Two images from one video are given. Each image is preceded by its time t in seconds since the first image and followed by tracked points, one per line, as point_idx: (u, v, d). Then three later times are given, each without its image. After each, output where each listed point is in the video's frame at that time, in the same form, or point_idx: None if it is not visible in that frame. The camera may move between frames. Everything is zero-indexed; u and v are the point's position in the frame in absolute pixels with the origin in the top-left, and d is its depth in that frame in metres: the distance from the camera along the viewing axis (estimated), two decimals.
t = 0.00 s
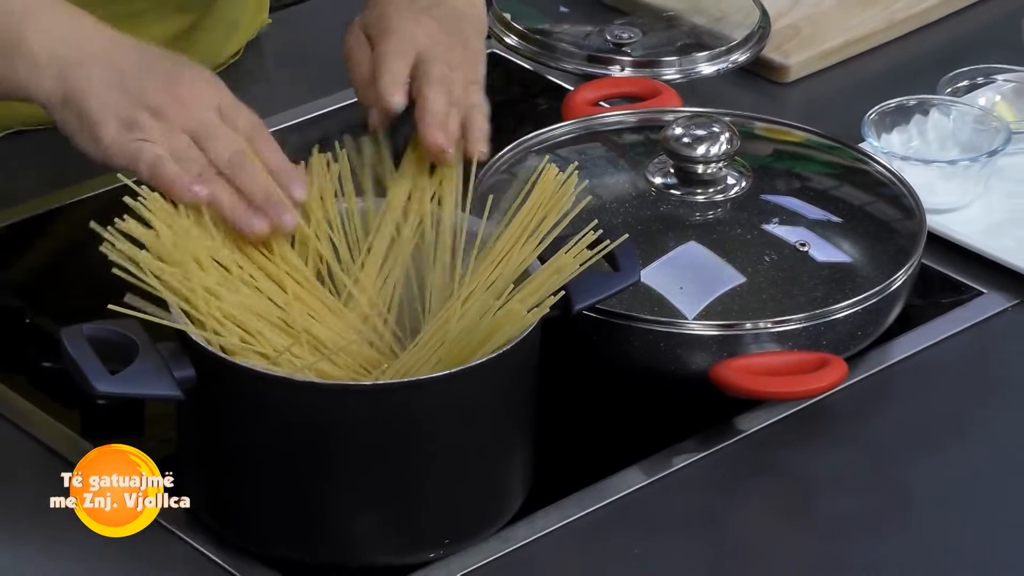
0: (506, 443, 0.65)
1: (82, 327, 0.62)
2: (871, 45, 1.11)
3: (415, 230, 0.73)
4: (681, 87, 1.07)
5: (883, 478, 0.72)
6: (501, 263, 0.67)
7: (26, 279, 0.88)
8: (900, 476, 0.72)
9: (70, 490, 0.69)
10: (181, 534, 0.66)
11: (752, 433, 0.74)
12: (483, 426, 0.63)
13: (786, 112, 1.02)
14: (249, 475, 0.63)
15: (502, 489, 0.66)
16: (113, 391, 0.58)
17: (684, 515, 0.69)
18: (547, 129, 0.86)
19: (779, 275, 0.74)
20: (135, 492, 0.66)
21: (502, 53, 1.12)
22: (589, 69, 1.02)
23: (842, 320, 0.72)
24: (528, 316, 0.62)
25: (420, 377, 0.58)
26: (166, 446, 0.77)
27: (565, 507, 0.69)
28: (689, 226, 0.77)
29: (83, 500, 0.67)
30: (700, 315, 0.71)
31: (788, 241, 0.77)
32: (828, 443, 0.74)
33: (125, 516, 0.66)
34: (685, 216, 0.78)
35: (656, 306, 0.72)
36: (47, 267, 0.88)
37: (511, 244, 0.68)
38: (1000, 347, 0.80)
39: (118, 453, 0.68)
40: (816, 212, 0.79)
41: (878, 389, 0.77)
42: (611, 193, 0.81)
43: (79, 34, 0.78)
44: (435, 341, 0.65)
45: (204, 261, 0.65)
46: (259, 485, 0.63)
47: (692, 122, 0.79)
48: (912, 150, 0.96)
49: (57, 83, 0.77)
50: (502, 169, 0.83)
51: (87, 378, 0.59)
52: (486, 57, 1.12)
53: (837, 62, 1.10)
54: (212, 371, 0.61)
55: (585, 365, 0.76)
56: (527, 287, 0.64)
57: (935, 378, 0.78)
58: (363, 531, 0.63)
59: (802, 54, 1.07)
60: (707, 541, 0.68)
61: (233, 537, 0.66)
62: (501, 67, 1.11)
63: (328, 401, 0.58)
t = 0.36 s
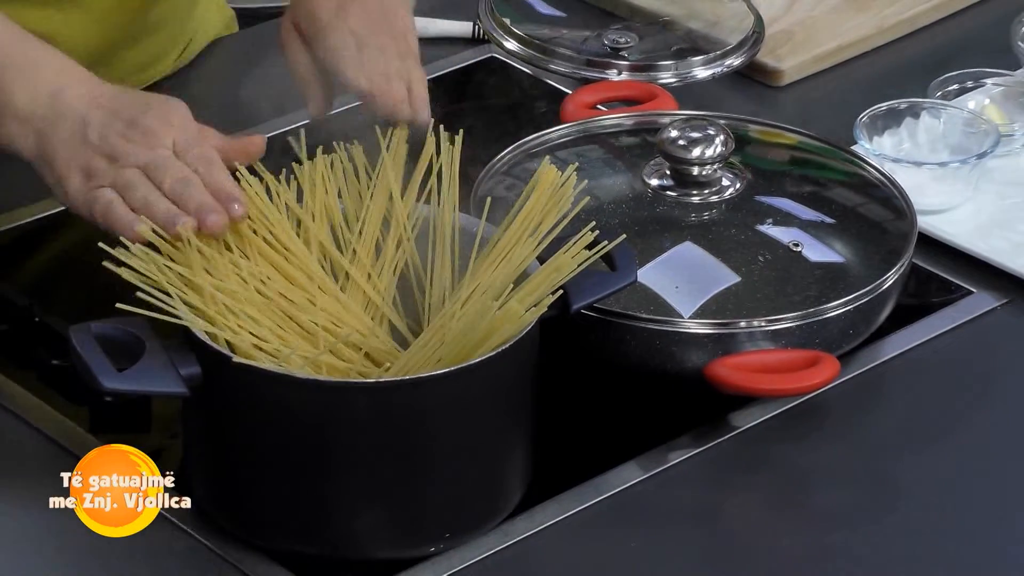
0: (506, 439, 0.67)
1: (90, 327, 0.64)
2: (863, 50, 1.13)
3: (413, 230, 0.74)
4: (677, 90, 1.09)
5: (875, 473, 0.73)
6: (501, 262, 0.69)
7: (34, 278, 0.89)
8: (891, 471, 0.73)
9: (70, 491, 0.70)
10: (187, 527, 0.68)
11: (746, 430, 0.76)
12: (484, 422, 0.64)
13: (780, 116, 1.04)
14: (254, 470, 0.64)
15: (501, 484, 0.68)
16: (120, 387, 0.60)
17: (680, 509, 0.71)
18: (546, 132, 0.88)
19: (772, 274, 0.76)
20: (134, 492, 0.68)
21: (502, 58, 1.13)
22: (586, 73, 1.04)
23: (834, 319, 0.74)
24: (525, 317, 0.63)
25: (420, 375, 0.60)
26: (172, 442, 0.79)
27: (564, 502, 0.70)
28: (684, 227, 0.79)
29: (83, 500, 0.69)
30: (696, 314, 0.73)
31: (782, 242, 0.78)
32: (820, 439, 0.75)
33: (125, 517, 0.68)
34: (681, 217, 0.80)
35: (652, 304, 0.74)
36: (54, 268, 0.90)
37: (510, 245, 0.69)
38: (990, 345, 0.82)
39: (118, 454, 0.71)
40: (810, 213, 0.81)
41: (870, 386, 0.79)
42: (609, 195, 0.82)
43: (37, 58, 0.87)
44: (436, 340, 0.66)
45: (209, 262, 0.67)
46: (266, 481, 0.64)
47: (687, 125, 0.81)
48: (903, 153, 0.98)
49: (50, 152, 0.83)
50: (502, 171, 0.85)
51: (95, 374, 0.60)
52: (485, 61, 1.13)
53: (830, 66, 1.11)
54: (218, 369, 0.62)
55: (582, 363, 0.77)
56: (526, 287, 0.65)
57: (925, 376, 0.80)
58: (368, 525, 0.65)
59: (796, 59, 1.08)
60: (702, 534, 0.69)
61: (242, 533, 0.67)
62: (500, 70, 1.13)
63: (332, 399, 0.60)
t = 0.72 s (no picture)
0: (506, 436, 0.68)
1: (99, 326, 0.65)
2: (856, 55, 1.15)
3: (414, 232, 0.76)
4: (673, 95, 1.10)
5: (868, 469, 0.75)
6: (503, 263, 0.70)
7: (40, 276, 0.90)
8: (884, 466, 0.75)
9: (70, 491, 0.72)
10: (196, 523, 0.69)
11: (743, 427, 0.77)
12: (484, 419, 0.66)
13: (774, 119, 1.06)
14: (260, 469, 0.66)
15: (502, 480, 0.69)
16: (127, 385, 0.61)
17: (677, 503, 0.72)
18: (546, 135, 0.89)
19: (767, 274, 0.78)
20: (134, 492, 0.70)
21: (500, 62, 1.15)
22: (586, 78, 1.06)
23: (828, 318, 0.75)
24: (525, 316, 0.64)
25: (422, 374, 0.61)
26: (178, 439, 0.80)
27: (564, 498, 0.72)
28: (681, 229, 0.81)
29: (83, 500, 0.70)
30: (693, 313, 0.75)
31: (777, 243, 0.80)
32: (814, 436, 0.77)
33: (125, 517, 0.69)
34: (678, 219, 0.81)
35: (649, 304, 0.75)
36: (59, 265, 0.91)
37: (510, 246, 0.71)
38: (979, 345, 0.83)
39: (119, 453, 0.73)
40: (804, 215, 0.83)
41: (862, 384, 0.80)
42: (607, 197, 0.84)
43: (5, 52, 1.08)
44: (438, 339, 0.68)
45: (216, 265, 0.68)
46: (272, 477, 0.66)
47: (685, 128, 0.83)
48: (895, 155, 0.99)
49: None
50: (502, 173, 0.86)
51: (103, 373, 0.62)
52: (487, 64, 1.15)
53: (823, 70, 1.13)
54: (224, 367, 0.64)
55: (580, 362, 0.79)
56: (526, 288, 0.67)
57: (916, 375, 0.81)
58: (372, 521, 0.66)
59: (789, 63, 1.10)
60: (698, 528, 0.71)
61: (249, 529, 0.69)
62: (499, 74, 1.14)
63: (336, 397, 0.61)
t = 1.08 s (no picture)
0: (507, 434, 0.70)
1: (107, 325, 0.67)
2: (849, 60, 1.16)
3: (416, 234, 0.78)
4: (670, 99, 1.12)
5: (861, 465, 0.76)
6: (503, 264, 0.72)
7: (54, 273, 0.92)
8: (876, 462, 0.77)
9: (70, 491, 0.73)
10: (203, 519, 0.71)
11: (738, 425, 0.79)
12: (484, 417, 0.67)
13: (769, 122, 1.07)
14: (266, 466, 0.67)
15: (502, 477, 0.71)
16: (135, 383, 0.63)
17: (672, 499, 0.74)
18: (545, 138, 0.91)
19: (762, 274, 0.79)
20: (135, 492, 0.71)
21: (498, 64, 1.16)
22: (584, 82, 1.08)
23: (822, 318, 0.77)
24: (525, 315, 0.66)
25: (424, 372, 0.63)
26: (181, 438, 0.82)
27: (563, 494, 0.74)
28: (678, 230, 0.82)
29: (83, 500, 0.71)
30: (690, 313, 0.76)
31: (772, 244, 0.82)
32: (808, 434, 0.78)
33: (123, 518, 0.70)
34: (675, 221, 0.83)
35: (646, 304, 0.77)
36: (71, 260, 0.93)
37: (510, 247, 0.73)
38: (969, 345, 0.85)
39: (118, 453, 0.74)
40: (799, 217, 0.84)
41: (855, 383, 0.82)
42: (606, 199, 0.86)
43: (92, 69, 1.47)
44: (439, 339, 0.69)
45: (222, 265, 0.70)
46: (276, 472, 0.67)
47: (681, 131, 0.84)
48: (888, 158, 1.01)
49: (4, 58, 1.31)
50: (502, 176, 0.88)
51: (111, 371, 0.63)
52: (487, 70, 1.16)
53: (817, 75, 1.15)
54: (231, 365, 0.65)
55: (578, 361, 0.80)
56: (526, 287, 0.68)
57: (907, 373, 0.83)
58: (374, 516, 0.68)
59: (784, 68, 1.11)
60: (693, 523, 0.72)
61: (254, 525, 0.70)
62: (498, 78, 1.16)
63: (340, 395, 0.63)
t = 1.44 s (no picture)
0: (507, 430, 0.71)
1: (114, 322, 0.68)
2: (842, 64, 1.18)
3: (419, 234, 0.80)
4: (665, 102, 1.13)
5: (856, 461, 0.78)
6: (503, 264, 0.73)
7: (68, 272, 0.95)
8: (869, 458, 0.78)
9: (70, 491, 0.74)
10: (209, 513, 0.72)
11: (733, 421, 0.80)
12: (485, 414, 0.69)
13: (764, 125, 1.09)
14: (271, 461, 0.69)
15: (502, 471, 0.73)
16: (143, 380, 0.64)
17: (669, 494, 0.75)
18: (544, 141, 0.93)
19: (757, 274, 0.81)
20: (135, 492, 0.72)
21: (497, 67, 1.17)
22: (582, 86, 1.10)
23: (816, 316, 0.78)
24: (523, 314, 0.68)
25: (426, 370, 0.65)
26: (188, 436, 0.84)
27: (563, 489, 0.75)
28: (674, 231, 0.84)
29: (83, 500, 0.72)
30: (686, 311, 0.78)
31: (767, 244, 0.83)
32: (801, 430, 0.80)
33: (122, 519, 0.71)
34: (671, 222, 0.85)
35: (642, 303, 0.78)
36: (83, 263, 0.96)
37: (509, 248, 0.74)
38: (959, 343, 0.87)
39: (119, 453, 0.75)
40: (792, 218, 0.86)
41: (848, 381, 0.84)
42: (603, 200, 0.87)
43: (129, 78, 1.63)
44: (440, 337, 0.71)
45: (227, 265, 0.71)
46: (280, 468, 0.69)
47: (677, 134, 0.86)
48: (881, 160, 1.03)
49: None
50: (502, 178, 0.89)
51: (119, 369, 0.64)
52: (486, 74, 1.17)
53: (810, 79, 1.16)
54: (236, 363, 0.67)
55: (575, 360, 0.82)
56: (525, 286, 0.70)
57: (899, 370, 0.84)
58: (376, 510, 0.69)
59: (778, 71, 1.13)
60: (690, 517, 0.74)
61: (259, 519, 0.72)
62: (497, 81, 1.17)
63: (344, 392, 0.65)
